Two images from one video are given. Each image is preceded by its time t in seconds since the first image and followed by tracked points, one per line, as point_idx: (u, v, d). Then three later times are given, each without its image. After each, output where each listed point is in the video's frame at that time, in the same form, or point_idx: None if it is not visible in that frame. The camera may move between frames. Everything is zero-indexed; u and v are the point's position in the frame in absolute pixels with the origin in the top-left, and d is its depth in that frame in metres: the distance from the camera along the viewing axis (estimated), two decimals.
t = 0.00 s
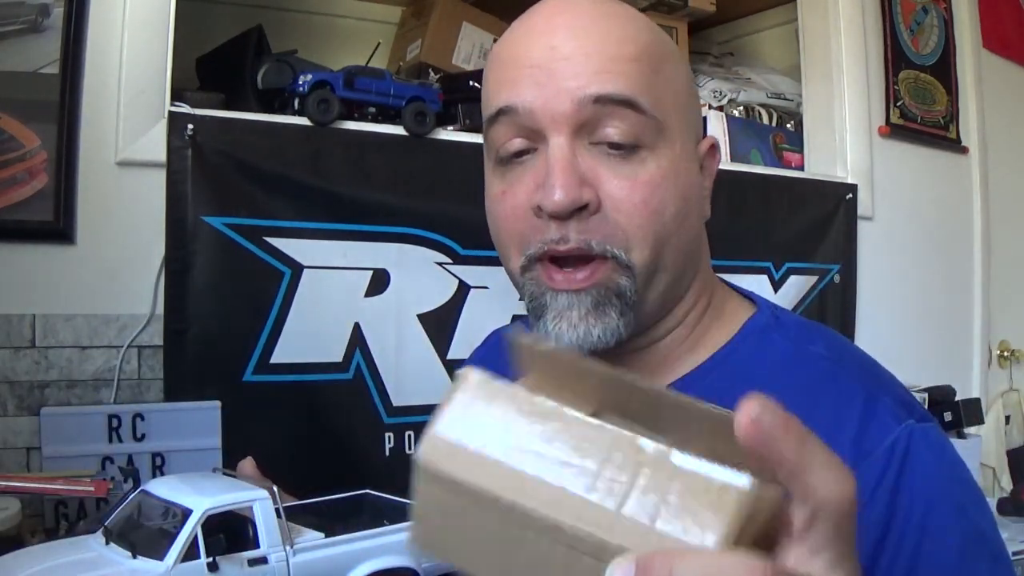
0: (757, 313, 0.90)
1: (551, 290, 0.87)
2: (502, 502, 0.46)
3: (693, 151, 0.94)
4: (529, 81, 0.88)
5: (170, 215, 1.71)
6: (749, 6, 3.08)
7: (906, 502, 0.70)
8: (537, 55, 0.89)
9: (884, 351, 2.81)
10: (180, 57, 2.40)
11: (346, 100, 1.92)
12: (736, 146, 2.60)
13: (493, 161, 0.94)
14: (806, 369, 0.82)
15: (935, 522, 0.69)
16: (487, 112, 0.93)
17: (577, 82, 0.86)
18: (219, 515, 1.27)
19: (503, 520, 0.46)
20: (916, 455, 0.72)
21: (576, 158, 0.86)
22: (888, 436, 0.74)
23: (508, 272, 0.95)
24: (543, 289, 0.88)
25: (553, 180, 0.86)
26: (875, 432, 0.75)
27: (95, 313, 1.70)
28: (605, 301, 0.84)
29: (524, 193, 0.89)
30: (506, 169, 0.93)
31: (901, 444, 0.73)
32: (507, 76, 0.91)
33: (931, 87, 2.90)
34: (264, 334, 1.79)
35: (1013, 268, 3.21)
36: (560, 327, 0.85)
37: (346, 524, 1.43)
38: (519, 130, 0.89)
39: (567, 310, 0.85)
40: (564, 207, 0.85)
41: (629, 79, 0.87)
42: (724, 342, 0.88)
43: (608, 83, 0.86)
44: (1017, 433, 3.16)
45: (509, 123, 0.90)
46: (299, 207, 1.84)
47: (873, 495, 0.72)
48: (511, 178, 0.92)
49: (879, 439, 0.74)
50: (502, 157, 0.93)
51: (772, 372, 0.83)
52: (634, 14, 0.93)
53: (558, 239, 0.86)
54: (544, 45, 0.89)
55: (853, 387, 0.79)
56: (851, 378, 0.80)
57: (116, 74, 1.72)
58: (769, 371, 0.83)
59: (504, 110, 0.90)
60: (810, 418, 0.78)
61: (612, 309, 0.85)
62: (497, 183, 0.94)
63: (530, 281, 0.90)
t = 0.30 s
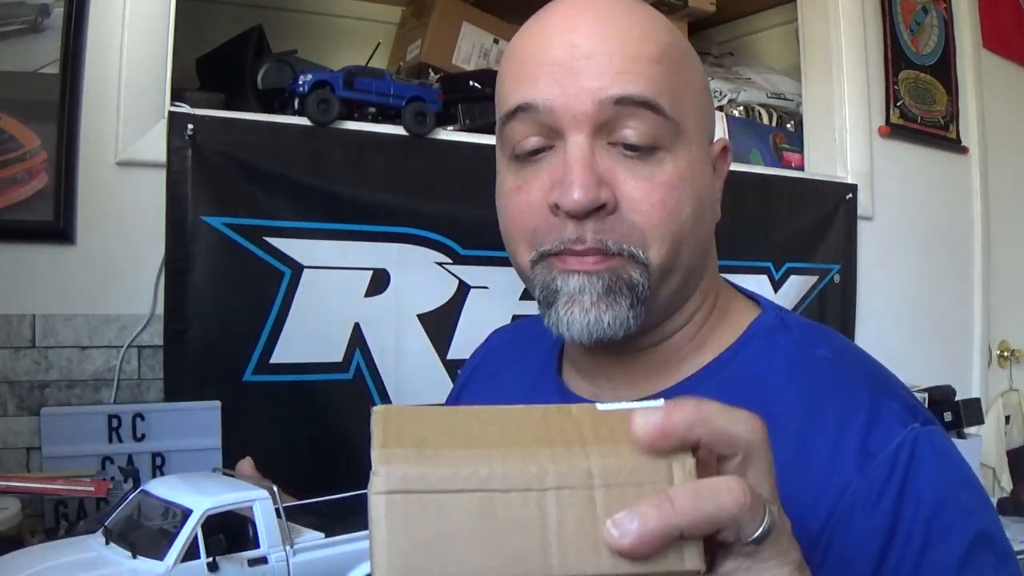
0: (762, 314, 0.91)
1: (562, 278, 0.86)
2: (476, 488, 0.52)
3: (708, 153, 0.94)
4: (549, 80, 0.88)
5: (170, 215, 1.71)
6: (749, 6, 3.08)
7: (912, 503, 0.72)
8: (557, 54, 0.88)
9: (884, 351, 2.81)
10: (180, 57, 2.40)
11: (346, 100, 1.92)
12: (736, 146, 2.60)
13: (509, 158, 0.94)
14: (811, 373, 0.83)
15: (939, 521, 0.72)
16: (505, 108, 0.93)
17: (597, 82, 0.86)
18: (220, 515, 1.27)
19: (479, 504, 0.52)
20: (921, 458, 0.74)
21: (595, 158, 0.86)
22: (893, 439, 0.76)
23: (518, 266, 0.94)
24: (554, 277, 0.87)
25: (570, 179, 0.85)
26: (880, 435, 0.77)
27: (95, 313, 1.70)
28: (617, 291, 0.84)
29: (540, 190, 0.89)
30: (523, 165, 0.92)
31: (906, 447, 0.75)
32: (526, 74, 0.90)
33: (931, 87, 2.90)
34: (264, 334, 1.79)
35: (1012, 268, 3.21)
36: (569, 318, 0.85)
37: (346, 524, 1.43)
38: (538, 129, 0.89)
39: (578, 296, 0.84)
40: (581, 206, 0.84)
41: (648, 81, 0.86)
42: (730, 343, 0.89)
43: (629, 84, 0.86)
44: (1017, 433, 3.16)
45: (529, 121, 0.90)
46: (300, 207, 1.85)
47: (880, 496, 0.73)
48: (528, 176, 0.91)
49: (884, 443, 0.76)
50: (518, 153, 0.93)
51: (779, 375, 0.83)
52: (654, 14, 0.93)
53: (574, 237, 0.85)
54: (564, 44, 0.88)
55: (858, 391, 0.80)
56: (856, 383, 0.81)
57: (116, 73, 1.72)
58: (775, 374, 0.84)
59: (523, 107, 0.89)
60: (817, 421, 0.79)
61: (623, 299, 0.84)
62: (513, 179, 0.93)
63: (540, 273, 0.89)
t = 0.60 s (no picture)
0: (766, 314, 0.91)
1: (566, 277, 0.86)
2: (483, 480, 0.53)
3: (713, 153, 0.93)
4: (556, 79, 0.88)
5: (170, 215, 1.71)
6: (749, 6, 3.08)
7: (917, 503, 0.72)
8: (564, 54, 0.88)
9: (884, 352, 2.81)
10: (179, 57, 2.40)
11: (346, 100, 1.92)
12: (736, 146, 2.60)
13: (515, 156, 0.94)
14: (816, 374, 0.83)
15: (946, 521, 0.72)
16: (511, 107, 0.93)
17: (603, 82, 0.86)
18: (220, 514, 1.27)
19: (485, 495, 0.52)
20: (927, 458, 0.74)
21: (599, 157, 0.86)
22: (898, 439, 0.76)
23: (523, 265, 0.94)
24: (559, 276, 0.87)
25: (574, 177, 0.85)
26: (885, 435, 0.77)
27: (95, 313, 1.70)
28: (619, 289, 0.84)
29: (545, 189, 0.89)
30: (528, 164, 0.92)
31: (911, 447, 0.75)
32: (532, 73, 0.91)
33: (931, 87, 2.89)
34: (264, 334, 1.79)
35: (1012, 268, 3.21)
36: (571, 316, 0.85)
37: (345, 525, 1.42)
38: (543, 127, 0.89)
39: (581, 295, 0.84)
40: (585, 205, 0.84)
41: (655, 81, 0.86)
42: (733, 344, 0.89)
43: (635, 84, 0.85)
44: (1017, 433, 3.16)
45: (534, 119, 0.90)
46: (299, 207, 1.85)
47: (886, 496, 0.73)
48: (533, 174, 0.91)
49: (889, 444, 0.76)
50: (523, 152, 0.93)
51: (784, 376, 0.84)
52: (662, 14, 0.92)
53: (578, 235, 0.85)
54: (571, 43, 0.88)
55: (863, 392, 0.80)
56: (860, 384, 0.81)
57: (116, 74, 1.72)
58: (780, 375, 0.84)
59: (529, 106, 0.90)
60: (822, 422, 0.79)
61: (625, 297, 0.84)
62: (518, 177, 0.93)
63: (544, 270, 0.89)
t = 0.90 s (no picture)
0: (767, 314, 0.91)
1: (564, 279, 0.86)
2: (482, 487, 0.53)
3: (712, 153, 0.93)
4: (554, 79, 0.88)
5: (170, 215, 1.71)
6: (749, 6, 3.07)
7: (918, 504, 0.72)
8: (562, 53, 0.88)
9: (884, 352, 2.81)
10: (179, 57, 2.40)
11: (346, 100, 1.92)
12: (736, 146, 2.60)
13: (514, 157, 0.94)
14: (817, 374, 0.83)
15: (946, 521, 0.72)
16: (510, 105, 0.93)
17: (601, 81, 0.86)
18: (220, 514, 1.27)
19: (485, 502, 0.52)
20: (927, 459, 0.74)
21: (597, 156, 0.86)
22: (899, 441, 0.76)
23: (522, 264, 0.94)
24: (557, 278, 0.87)
25: (571, 176, 0.85)
26: (886, 437, 0.77)
27: (95, 313, 1.70)
28: (616, 289, 0.83)
29: (542, 187, 0.89)
30: (528, 163, 0.92)
31: (912, 449, 0.75)
32: (531, 73, 0.90)
33: (931, 87, 2.89)
34: (264, 334, 1.79)
35: (1013, 268, 3.21)
36: (569, 317, 0.85)
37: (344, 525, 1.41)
38: (542, 127, 0.89)
39: (578, 297, 0.84)
40: (582, 204, 0.84)
41: (653, 80, 0.86)
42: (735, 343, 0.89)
43: (634, 83, 0.85)
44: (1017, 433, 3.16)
45: (532, 119, 0.90)
46: (299, 207, 1.85)
47: (886, 497, 0.73)
48: (532, 174, 0.91)
49: (890, 445, 0.76)
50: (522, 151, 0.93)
51: (785, 376, 0.84)
52: (661, 13, 0.92)
53: (575, 234, 0.85)
54: (570, 43, 0.88)
55: (864, 393, 0.80)
56: (861, 384, 0.81)
57: (116, 73, 1.73)
58: (780, 375, 0.84)
59: (528, 105, 0.90)
60: (821, 422, 0.80)
61: (623, 299, 0.84)
62: (517, 177, 0.93)
63: (543, 270, 0.89)
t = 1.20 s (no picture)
0: (772, 314, 0.90)
1: (552, 281, 0.87)
2: (495, 527, 0.51)
3: (707, 147, 0.92)
4: (541, 69, 0.88)
5: (170, 215, 1.71)
6: (749, 6, 3.07)
7: (926, 505, 0.72)
8: (550, 42, 0.89)
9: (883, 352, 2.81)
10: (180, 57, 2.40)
11: (346, 100, 1.92)
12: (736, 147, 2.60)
13: (510, 148, 0.95)
14: (822, 374, 0.82)
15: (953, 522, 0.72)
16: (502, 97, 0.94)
17: (586, 72, 0.86)
18: (220, 515, 1.26)
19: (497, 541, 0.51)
20: (935, 460, 0.74)
21: (581, 145, 0.86)
22: (907, 441, 0.76)
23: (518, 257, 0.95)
24: (546, 279, 0.88)
25: (555, 164, 0.86)
26: (893, 436, 0.76)
27: (95, 313, 1.70)
28: (603, 292, 0.84)
29: (531, 178, 0.90)
30: (521, 155, 0.93)
31: (919, 449, 0.75)
32: (521, 62, 0.91)
33: (931, 87, 2.89)
34: (264, 334, 1.79)
35: (1013, 268, 3.22)
36: (558, 317, 0.86)
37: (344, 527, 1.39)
38: (530, 116, 0.90)
39: (567, 298, 0.85)
40: (563, 191, 0.85)
41: (640, 70, 0.86)
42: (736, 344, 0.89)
43: (617, 70, 0.85)
44: (1017, 433, 3.16)
45: (521, 108, 0.90)
46: (299, 208, 1.85)
47: (894, 497, 0.73)
48: (523, 164, 0.92)
49: (898, 444, 0.76)
50: (516, 144, 0.94)
51: (790, 376, 0.83)
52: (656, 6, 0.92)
53: (558, 221, 0.86)
54: (560, 33, 0.88)
55: (870, 392, 0.80)
56: (867, 384, 0.81)
57: (116, 73, 1.73)
58: (785, 375, 0.83)
59: (516, 96, 0.90)
60: (828, 421, 0.79)
61: (610, 300, 0.84)
62: (510, 168, 0.94)
63: (535, 269, 0.90)
